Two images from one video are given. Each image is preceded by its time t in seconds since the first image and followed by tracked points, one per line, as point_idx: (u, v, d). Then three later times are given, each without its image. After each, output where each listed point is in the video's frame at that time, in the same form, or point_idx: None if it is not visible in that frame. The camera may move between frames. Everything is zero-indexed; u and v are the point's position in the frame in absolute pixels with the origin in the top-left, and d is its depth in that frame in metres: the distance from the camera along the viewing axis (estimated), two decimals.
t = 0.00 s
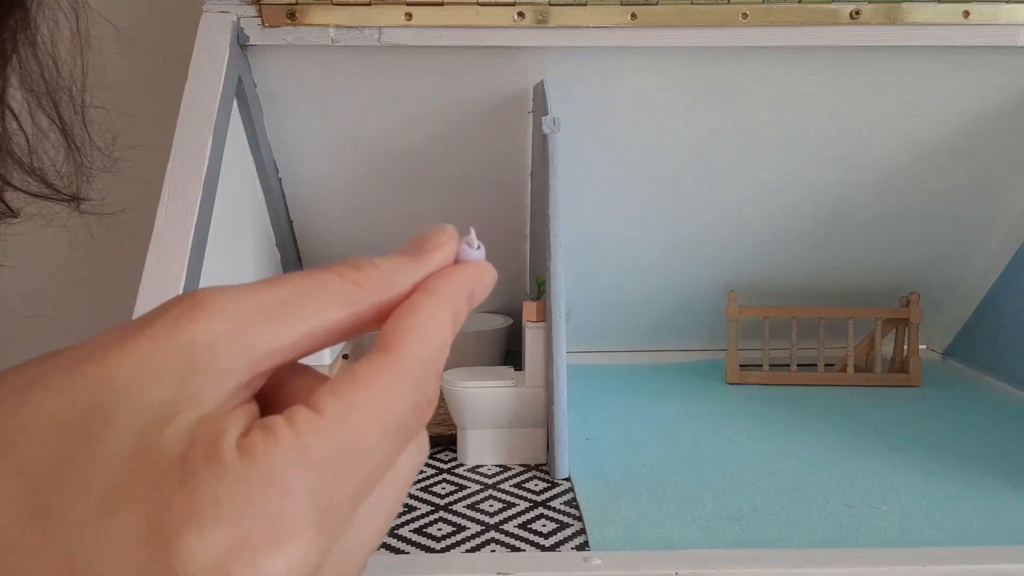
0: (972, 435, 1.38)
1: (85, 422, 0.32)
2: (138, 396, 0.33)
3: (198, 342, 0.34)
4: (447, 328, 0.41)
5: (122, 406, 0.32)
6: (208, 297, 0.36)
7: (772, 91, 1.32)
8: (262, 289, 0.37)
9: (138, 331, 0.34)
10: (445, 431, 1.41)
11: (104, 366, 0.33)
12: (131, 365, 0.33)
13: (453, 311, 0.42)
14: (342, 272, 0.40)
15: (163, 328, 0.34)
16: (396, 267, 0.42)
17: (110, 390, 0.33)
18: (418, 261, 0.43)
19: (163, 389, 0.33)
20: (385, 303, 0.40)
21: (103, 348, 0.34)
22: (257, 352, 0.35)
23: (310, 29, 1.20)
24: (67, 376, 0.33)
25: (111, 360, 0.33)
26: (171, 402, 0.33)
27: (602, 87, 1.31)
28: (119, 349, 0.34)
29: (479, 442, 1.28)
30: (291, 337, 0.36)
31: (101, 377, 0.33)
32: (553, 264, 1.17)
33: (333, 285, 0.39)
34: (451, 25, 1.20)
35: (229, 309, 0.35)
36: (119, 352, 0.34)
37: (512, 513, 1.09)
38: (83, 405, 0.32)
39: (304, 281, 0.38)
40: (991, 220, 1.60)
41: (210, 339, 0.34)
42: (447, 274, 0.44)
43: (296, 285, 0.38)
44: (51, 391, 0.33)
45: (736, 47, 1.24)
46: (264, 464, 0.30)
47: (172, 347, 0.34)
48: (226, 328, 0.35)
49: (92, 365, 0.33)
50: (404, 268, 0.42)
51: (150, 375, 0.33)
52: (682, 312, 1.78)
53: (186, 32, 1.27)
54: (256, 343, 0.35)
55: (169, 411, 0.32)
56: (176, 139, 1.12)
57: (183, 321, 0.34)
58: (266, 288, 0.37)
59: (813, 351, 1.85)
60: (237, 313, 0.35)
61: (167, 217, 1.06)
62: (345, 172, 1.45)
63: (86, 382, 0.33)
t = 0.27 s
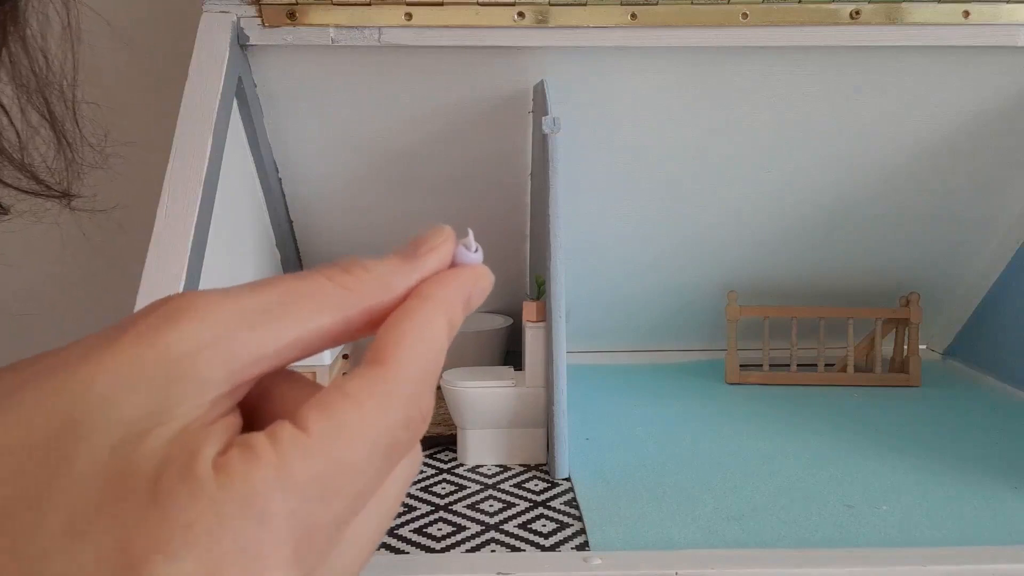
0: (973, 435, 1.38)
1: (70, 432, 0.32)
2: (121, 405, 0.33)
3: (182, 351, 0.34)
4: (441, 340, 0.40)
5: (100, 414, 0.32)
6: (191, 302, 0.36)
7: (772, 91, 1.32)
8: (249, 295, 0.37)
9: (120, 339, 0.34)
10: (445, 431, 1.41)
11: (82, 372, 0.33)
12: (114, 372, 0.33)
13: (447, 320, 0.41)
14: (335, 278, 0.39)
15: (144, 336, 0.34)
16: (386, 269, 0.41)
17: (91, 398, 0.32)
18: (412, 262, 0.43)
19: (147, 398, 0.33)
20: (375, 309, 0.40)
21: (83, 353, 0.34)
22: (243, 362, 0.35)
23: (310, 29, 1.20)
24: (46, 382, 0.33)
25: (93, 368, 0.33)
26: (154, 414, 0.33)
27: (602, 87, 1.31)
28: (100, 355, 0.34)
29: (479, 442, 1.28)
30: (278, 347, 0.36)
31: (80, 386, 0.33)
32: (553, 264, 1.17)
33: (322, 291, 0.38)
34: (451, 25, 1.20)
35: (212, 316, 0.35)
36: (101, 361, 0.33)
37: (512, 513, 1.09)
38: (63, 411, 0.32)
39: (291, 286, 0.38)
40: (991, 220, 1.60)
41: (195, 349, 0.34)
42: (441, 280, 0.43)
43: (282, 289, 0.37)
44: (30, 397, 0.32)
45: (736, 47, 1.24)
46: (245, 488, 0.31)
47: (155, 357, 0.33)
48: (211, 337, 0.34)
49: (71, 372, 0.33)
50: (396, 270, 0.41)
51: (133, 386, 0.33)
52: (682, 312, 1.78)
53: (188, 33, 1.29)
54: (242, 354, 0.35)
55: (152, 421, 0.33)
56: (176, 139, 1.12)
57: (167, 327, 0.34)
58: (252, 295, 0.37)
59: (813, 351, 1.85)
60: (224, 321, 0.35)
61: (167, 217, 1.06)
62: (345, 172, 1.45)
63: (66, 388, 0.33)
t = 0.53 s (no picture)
0: (973, 435, 1.38)
1: None
2: (136, 543, 0.27)
3: (210, 472, 0.28)
4: (460, 407, 0.38)
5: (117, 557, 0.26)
6: (204, 397, 0.28)
7: (771, 90, 1.32)
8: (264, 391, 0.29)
9: (108, 455, 0.27)
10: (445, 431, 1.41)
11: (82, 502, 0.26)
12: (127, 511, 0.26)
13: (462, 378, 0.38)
14: (368, 345, 0.31)
15: (159, 466, 0.27)
16: (409, 328, 0.32)
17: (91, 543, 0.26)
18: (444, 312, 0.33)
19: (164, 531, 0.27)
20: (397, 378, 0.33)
21: (79, 481, 0.26)
22: (275, 472, 0.30)
23: (309, 29, 1.20)
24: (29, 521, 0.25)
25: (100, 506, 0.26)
26: (170, 558, 0.27)
27: (602, 86, 1.31)
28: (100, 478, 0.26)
29: (479, 442, 1.27)
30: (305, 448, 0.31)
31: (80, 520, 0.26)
32: (553, 264, 1.17)
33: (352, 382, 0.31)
34: (451, 25, 1.20)
35: (235, 427, 0.28)
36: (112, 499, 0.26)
37: (512, 513, 1.09)
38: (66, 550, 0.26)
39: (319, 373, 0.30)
40: (991, 220, 1.60)
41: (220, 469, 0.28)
42: (461, 321, 0.36)
43: (301, 377, 0.30)
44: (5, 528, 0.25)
45: (736, 47, 1.24)
46: None
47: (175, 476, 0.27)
48: (238, 458, 0.29)
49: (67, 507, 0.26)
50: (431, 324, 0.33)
51: (149, 524, 0.27)
52: (682, 311, 1.78)
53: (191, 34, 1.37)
54: (262, 459, 0.30)
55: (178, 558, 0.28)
56: (176, 139, 1.12)
57: (182, 456, 0.27)
58: (269, 390, 0.29)
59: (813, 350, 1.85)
60: (250, 429, 0.29)
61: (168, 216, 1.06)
62: (345, 172, 1.45)
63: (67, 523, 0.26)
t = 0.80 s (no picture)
0: (973, 435, 1.38)
1: None
2: (161, 543, 0.33)
3: (216, 491, 0.33)
4: (469, 431, 0.40)
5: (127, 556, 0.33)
6: (212, 427, 0.33)
7: (771, 90, 1.32)
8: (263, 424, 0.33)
9: (116, 481, 0.33)
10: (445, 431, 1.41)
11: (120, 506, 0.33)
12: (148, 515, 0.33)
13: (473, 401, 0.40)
14: (364, 367, 0.33)
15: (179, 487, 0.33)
16: (417, 357, 0.34)
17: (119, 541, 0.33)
18: (449, 340, 0.35)
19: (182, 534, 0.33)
20: (404, 404, 0.36)
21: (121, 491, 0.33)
22: (278, 496, 0.34)
23: (309, 29, 1.20)
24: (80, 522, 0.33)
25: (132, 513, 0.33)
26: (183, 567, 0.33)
27: (602, 86, 1.31)
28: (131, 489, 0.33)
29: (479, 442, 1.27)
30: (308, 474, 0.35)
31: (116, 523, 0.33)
32: (552, 264, 1.17)
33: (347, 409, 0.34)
34: (451, 25, 1.20)
35: (236, 454, 0.33)
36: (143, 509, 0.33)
37: (512, 513, 1.09)
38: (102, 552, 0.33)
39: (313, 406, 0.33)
40: (991, 219, 1.60)
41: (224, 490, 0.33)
42: (473, 342, 0.38)
43: (300, 408, 0.33)
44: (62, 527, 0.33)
45: (736, 47, 1.24)
46: None
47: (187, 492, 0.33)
48: (242, 480, 0.33)
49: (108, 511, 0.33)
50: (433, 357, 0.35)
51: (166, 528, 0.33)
52: (682, 311, 1.78)
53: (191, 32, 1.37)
54: (268, 485, 0.34)
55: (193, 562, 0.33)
56: (176, 139, 1.12)
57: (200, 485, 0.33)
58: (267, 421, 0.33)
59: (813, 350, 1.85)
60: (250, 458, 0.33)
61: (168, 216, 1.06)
62: (345, 172, 1.45)
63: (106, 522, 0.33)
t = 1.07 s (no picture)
0: (973, 435, 1.38)
1: None
2: (160, 542, 0.33)
3: (209, 488, 0.33)
4: (471, 431, 0.40)
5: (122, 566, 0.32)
6: (211, 426, 0.33)
7: (771, 90, 1.32)
8: (258, 419, 0.33)
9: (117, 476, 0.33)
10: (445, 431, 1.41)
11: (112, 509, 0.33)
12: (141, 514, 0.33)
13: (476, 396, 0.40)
14: (358, 360, 0.33)
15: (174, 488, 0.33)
16: (419, 355, 0.34)
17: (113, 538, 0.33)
18: (447, 336, 0.35)
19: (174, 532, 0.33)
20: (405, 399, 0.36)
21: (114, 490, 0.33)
22: (275, 495, 0.34)
23: (309, 29, 1.20)
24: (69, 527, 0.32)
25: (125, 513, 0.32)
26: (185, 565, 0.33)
27: (601, 86, 1.31)
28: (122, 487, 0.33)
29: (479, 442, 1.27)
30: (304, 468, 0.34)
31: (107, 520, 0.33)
32: (552, 263, 1.17)
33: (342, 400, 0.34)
34: (451, 25, 1.20)
35: (233, 453, 0.33)
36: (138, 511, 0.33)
37: (512, 512, 1.09)
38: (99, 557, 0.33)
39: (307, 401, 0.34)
40: (991, 219, 1.60)
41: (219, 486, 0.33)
42: (476, 340, 0.39)
43: (296, 406, 0.33)
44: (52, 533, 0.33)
45: (736, 47, 1.24)
46: None
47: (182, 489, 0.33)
48: (240, 477, 0.33)
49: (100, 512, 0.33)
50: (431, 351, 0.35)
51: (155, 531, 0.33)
52: (681, 311, 1.78)
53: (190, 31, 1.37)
54: (268, 483, 0.34)
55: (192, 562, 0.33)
56: (176, 139, 1.12)
57: (199, 483, 0.33)
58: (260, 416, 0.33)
59: (813, 350, 1.85)
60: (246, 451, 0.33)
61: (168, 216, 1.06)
62: (344, 172, 1.45)
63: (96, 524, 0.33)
